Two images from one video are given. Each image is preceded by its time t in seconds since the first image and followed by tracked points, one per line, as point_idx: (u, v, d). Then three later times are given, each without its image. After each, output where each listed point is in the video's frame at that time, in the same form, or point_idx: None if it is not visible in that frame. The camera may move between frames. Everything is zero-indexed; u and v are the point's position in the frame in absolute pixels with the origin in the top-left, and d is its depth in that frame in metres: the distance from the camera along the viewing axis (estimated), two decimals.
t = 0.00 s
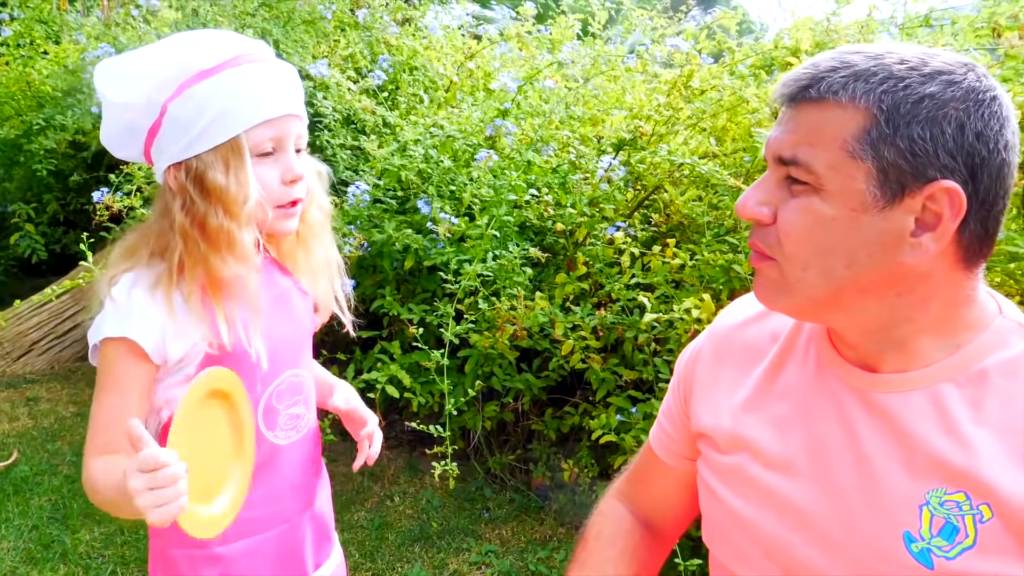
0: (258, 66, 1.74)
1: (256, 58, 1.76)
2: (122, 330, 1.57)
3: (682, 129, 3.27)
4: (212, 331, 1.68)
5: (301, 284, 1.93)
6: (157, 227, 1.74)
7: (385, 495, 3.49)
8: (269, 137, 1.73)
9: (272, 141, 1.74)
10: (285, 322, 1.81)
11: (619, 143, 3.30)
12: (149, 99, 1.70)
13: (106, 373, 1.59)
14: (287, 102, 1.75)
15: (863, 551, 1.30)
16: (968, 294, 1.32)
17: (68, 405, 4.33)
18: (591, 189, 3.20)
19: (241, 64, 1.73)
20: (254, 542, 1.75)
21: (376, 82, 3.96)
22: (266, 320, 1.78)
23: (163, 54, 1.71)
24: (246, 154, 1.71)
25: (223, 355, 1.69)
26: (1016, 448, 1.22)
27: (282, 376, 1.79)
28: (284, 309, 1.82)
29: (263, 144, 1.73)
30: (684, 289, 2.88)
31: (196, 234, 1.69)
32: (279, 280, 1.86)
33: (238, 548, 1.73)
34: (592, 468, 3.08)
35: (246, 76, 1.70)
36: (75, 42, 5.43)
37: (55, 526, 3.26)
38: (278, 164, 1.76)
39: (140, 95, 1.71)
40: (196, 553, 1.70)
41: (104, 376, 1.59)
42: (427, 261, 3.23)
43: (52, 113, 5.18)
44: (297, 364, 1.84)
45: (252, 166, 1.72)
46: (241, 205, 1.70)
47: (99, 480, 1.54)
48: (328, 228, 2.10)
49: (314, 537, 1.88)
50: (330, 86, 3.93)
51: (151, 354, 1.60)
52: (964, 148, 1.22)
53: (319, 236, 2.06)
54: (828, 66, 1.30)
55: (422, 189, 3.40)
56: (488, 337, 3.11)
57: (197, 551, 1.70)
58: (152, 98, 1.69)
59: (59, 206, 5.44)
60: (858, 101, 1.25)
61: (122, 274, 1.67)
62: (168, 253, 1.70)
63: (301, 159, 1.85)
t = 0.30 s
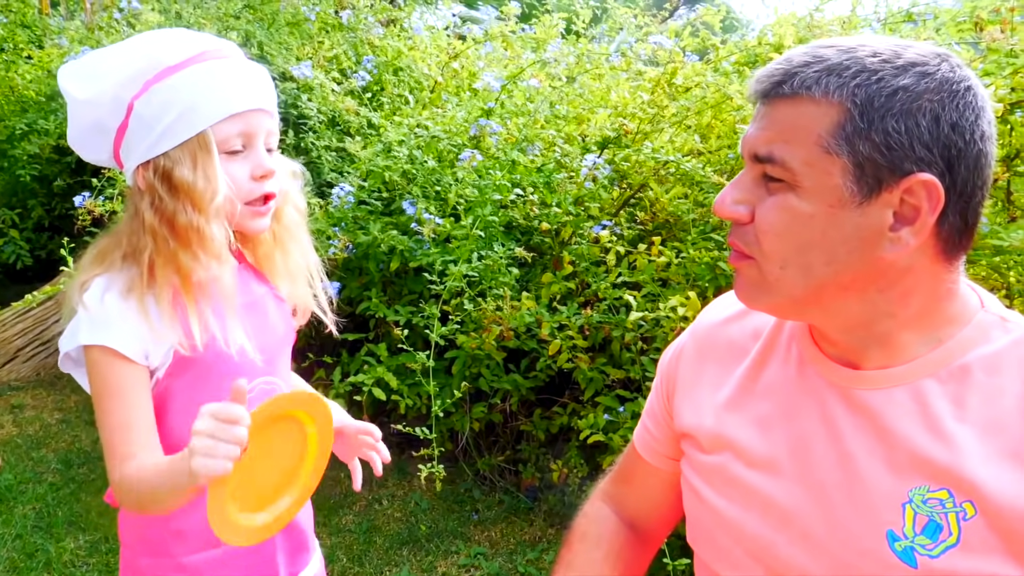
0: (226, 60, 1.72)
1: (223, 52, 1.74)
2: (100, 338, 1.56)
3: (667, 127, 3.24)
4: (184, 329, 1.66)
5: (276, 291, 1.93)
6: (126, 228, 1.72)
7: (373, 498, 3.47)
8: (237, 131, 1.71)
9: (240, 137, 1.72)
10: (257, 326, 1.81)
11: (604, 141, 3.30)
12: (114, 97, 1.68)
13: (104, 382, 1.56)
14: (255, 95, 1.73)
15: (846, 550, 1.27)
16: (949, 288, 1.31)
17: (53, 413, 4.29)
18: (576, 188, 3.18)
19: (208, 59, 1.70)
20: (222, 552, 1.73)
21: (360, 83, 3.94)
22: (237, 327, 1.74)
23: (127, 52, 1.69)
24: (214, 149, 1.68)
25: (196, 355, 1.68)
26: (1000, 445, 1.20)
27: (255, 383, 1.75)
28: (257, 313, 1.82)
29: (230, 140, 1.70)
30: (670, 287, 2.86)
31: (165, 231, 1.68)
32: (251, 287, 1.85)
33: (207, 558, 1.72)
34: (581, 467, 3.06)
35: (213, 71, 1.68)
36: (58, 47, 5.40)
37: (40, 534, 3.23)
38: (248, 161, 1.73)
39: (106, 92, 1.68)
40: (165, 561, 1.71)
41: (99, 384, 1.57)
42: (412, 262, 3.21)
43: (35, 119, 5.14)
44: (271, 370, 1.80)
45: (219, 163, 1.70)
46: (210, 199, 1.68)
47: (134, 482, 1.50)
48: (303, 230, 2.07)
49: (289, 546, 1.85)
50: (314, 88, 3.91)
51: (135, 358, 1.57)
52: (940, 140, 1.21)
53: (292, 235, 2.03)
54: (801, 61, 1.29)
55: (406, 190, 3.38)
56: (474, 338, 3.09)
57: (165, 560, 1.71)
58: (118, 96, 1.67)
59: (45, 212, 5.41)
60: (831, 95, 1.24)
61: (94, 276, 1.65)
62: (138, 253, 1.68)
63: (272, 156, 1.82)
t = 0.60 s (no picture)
0: (211, 71, 1.70)
1: (208, 62, 1.72)
2: (77, 342, 1.55)
3: (654, 125, 3.21)
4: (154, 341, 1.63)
5: (247, 290, 1.93)
6: (97, 233, 1.70)
7: (364, 502, 3.45)
8: (215, 146, 1.68)
9: (217, 152, 1.69)
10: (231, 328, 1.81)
11: (590, 139, 3.27)
12: (94, 94, 1.64)
13: (77, 385, 1.56)
14: (238, 107, 1.71)
15: (831, 547, 1.25)
16: (930, 280, 1.29)
17: (41, 420, 4.26)
18: (562, 186, 3.16)
19: (194, 68, 1.69)
20: (213, 556, 1.71)
21: (345, 84, 3.91)
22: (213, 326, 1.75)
23: (111, 56, 1.66)
24: (191, 164, 1.66)
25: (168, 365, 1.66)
26: (986, 438, 1.17)
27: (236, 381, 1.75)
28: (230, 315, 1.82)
29: (207, 156, 1.67)
30: (658, 285, 2.84)
31: (137, 242, 1.67)
32: (223, 286, 1.85)
33: (196, 563, 1.70)
34: (572, 467, 3.05)
35: (199, 81, 1.67)
36: (41, 52, 5.35)
37: (27, 543, 3.20)
38: (223, 176, 1.70)
39: (86, 89, 1.65)
40: (153, 569, 1.67)
41: (74, 390, 1.57)
42: (399, 263, 3.19)
43: (19, 125, 5.11)
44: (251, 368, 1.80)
45: (196, 178, 1.67)
46: (186, 217, 1.65)
47: (136, 451, 1.53)
48: (275, 238, 2.06)
49: (278, 546, 1.84)
50: (299, 90, 3.89)
51: (117, 360, 1.57)
52: (915, 134, 1.20)
53: (267, 246, 2.03)
54: (768, 60, 1.27)
55: (392, 191, 3.36)
56: (463, 339, 3.07)
57: (153, 568, 1.68)
58: (96, 98, 1.64)
59: (31, 219, 5.38)
60: (800, 95, 1.23)
61: (66, 280, 1.64)
62: (109, 259, 1.66)
63: (249, 169, 1.80)
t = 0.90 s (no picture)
0: (207, 91, 1.71)
1: (204, 81, 1.72)
2: (64, 333, 1.55)
3: (649, 121, 3.21)
4: (138, 334, 1.63)
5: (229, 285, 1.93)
6: (76, 229, 1.70)
7: (361, 499, 3.45)
8: (198, 168, 1.68)
9: (199, 173, 1.69)
10: (213, 320, 1.81)
11: (586, 135, 3.30)
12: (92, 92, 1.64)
13: (72, 383, 1.56)
14: (229, 130, 1.72)
15: (823, 541, 1.25)
16: (918, 274, 1.29)
17: (39, 419, 4.27)
18: (558, 183, 3.17)
19: (189, 88, 1.69)
20: (209, 548, 1.72)
21: (341, 81, 3.91)
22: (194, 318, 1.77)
23: (106, 60, 1.65)
24: (171, 183, 1.67)
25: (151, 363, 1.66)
26: (976, 431, 1.17)
27: (222, 371, 1.77)
28: (212, 308, 1.83)
29: (188, 177, 1.68)
30: (655, 281, 2.84)
31: (114, 247, 1.67)
32: (207, 282, 1.87)
33: (194, 556, 1.70)
34: (569, 463, 3.05)
35: (199, 101, 1.68)
36: (37, 52, 5.36)
37: (26, 541, 3.20)
38: (201, 196, 1.71)
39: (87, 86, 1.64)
40: (150, 563, 1.68)
41: (68, 387, 1.57)
42: (396, 260, 3.19)
43: (15, 124, 5.11)
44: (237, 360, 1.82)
45: (174, 198, 1.68)
46: (162, 228, 1.67)
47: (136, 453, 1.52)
48: (253, 239, 2.04)
49: (275, 538, 1.85)
50: (294, 87, 3.89)
51: (102, 350, 1.57)
52: (900, 133, 1.20)
53: (244, 251, 1.99)
54: (749, 62, 1.27)
55: (389, 188, 3.36)
56: (459, 336, 3.07)
57: (150, 563, 1.68)
58: (89, 103, 1.63)
59: (29, 219, 5.39)
60: (783, 98, 1.23)
61: (51, 276, 1.65)
62: (87, 256, 1.66)
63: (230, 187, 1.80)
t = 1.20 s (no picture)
0: (223, 67, 1.74)
1: (221, 59, 1.75)
2: (96, 324, 1.57)
3: (661, 114, 3.23)
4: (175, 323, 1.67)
5: (261, 270, 1.97)
6: (118, 222, 1.73)
7: (375, 488, 3.49)
8: (233, 139, 1.74)
9: (234, 144, 1.75)
10: (250, 307, 1.86)
11: (598, 128, 3.33)
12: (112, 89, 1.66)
13: (76, 365, 1.59)
14: (251, 103, 1.77)
15: (831, 527, 1.27)
16: (926, 259, 1.30)
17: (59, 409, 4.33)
18: (570, 175, 3.18)
19: (207, 65, 1.71)
20: (237, 529, 1.76)
21: (354, 75, 3.94)
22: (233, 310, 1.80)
23: (129, 50, 1.68)
24: (212, 155, 1.71)
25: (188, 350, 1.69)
26: (983, 419, 1.19)
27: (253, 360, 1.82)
28: (247, 295, 1.87)
29: (226, 147, 1.73)
30: (667, 273, 2.85)
31: (162, 231, 1.70)
32: (240, 268, 1.90)
33: (222, 536, 1.74)
34: (582, 454, 3.08)
35: (212, 79, 1.70)
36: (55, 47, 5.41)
37: (47, 527, 3.26)
38: (240, 164, 1.77)
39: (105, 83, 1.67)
40: (181, 543, 1.72)
41: (70, 367, 1.59)
42: (410, 253, 3.21)
43: (33, 119, 5.17)
44: (266, 347, 1.87)
45: (218, 167, 1.73)
46: (214, 205, 1.72)
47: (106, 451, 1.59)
48: (282, 218, 2.10)
49: (300, 520, 1.88)
50: (308, 81, 3.91)
51: (126, 349, 1.60)
52: (905, 113, 1.22)
53: (274, 224, 2.06)
54: (760, 46, 1.30)
55: (402, 181, 3.39)
56: (472, 327, 3.10)
57: (182, 543, 1.72)
58: (119, 93, 1.66)
59: (46, 212, 5.46)
60: (791, 78, 1.26)
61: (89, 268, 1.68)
62: (131, 248, 1.69)
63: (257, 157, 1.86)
